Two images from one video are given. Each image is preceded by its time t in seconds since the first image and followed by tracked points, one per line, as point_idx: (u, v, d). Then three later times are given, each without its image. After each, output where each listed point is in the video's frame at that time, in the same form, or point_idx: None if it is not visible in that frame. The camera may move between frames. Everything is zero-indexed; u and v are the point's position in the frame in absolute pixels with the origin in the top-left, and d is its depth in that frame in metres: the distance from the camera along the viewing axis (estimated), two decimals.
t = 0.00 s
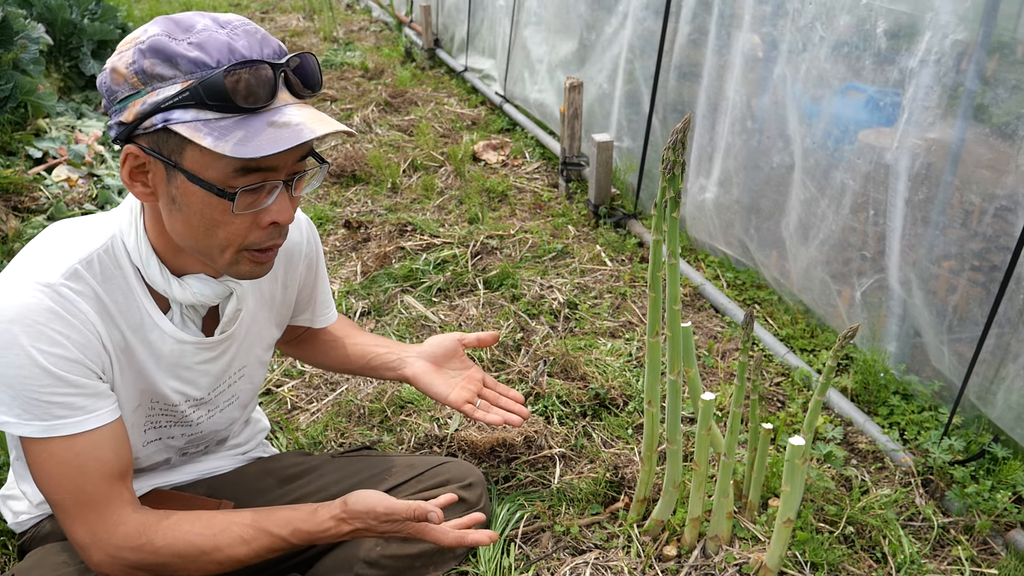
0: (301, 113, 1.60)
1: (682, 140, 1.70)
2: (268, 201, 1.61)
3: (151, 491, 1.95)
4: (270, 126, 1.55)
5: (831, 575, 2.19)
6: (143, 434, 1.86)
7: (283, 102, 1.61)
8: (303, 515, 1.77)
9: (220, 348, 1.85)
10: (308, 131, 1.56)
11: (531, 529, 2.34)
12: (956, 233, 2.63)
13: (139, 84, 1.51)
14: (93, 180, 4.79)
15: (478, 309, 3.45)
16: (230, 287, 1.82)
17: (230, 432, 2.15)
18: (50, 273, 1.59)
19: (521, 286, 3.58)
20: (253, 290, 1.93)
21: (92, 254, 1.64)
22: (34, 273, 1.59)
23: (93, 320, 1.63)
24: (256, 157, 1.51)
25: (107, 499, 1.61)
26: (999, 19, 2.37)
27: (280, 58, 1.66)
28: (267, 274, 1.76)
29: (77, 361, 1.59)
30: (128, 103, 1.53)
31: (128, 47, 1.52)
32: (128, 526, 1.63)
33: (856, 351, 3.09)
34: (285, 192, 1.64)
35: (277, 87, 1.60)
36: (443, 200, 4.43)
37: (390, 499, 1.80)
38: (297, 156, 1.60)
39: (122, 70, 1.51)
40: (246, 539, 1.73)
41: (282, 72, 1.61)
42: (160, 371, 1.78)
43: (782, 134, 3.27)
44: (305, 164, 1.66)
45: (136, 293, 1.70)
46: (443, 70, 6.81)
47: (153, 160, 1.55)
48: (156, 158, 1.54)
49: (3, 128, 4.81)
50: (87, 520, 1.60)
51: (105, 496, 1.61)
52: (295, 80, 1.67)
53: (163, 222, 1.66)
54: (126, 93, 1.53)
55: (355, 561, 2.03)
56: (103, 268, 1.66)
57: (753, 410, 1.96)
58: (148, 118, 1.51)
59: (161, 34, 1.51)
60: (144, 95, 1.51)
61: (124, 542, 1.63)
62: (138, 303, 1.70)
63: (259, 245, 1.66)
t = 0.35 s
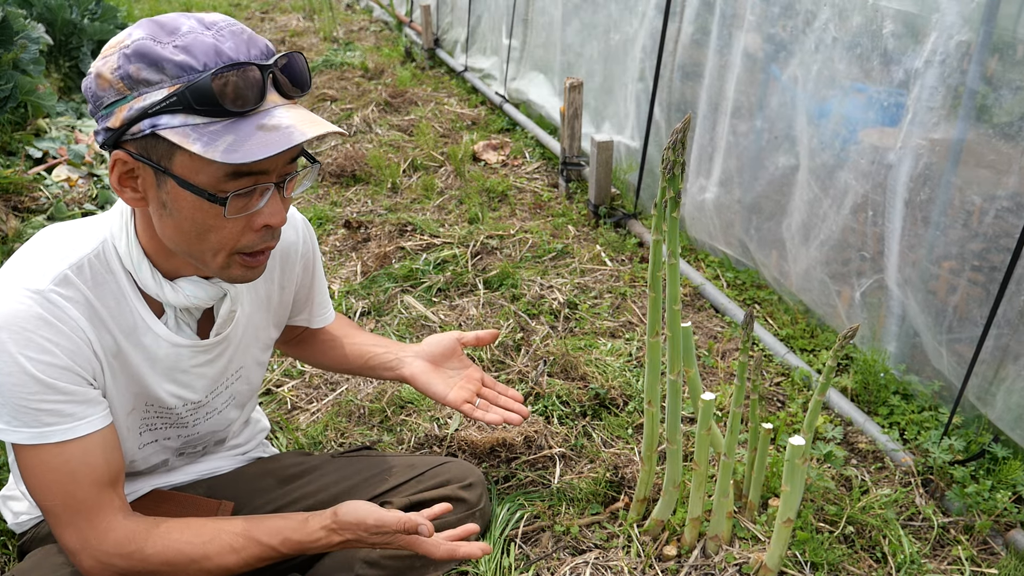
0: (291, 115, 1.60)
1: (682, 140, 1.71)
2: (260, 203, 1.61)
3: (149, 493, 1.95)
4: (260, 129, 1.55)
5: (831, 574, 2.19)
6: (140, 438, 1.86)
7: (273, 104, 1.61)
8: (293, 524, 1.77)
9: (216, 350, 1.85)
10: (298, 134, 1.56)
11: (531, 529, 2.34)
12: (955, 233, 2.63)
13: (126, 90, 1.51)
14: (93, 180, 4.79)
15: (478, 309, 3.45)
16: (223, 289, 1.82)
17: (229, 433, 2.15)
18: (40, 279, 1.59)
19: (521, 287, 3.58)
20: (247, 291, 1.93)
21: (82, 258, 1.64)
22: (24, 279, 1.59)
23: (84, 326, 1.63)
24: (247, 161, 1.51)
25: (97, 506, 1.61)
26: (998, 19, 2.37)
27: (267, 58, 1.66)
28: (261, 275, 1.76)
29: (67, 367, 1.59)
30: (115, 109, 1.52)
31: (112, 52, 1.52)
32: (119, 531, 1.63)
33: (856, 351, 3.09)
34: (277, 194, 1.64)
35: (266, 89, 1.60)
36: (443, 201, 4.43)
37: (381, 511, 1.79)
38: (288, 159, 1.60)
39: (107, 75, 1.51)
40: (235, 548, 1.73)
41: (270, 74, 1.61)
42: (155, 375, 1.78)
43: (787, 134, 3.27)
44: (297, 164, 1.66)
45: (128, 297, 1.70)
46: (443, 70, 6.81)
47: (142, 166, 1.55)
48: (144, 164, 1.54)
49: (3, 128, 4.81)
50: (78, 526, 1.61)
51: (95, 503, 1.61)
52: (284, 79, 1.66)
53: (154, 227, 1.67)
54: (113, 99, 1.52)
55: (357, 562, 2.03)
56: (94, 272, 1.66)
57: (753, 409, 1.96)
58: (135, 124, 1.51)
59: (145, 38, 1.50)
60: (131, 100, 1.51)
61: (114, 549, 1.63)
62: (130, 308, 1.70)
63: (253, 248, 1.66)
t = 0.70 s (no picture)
0: (283, 111, 1.61)
1: (683, 140, 1.71)
2: (255, 201, 1.61)
3: (149, 493, 1.96)
4: (253, 126, 1.55)
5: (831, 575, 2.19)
6: (140, 438, 1.86)
7: (265, 100, 1.61)
8: (293, 521, 1.77)
9: (215, 349, 1.85)
10: (292, 130, 1.56)
11: (531, 529, 2.34)
12: (956, 232, 2.63)
13: (116, 91, 1.51)
14: (93, 180, 4.79)
15: (478, 309, 3.45)
16: (220, 288, 1.82)
17: (229, 433, 2.15)
18: (35, 280, 1.59)
19: (521, 287, 3.58)
20: (246, 290, 1.93)
21: (77, 259, 1.64)
22: (20, 280, 1.59)
23: (81, 326, 1.63)
24: (243, 159, 1.51)
25: (96, 507, 1.61)
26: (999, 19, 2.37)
27: (258, 54, 1.66)
28: (259, 273, 1.76)
29: (63, 367, 1.59)
30: (106, 110, 1.52)
31: (101, 53, 1.52)
32: (119, 531, 1.63)
33: (856, 350, 3.09)
34: (271, 190, 1.64)
35: (257, 85, 1.60)
36: (443, 201, 4.43)
37: (380, 505, 1.77)
38: (281, 155, 1.60)
39: (97, 77, 1.51)
40: (236, 546, 1.73)
41: (260, 70, 1.61)
42: (154, 375, 1.78)
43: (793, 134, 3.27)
44: (291, 161, 1.66)
45: (125, 298, 1.70)
46: (443, 70, 6.81)
47: (135, 167, 1.55)
48: (137, 164, 1.54)
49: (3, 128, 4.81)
50: (77, 527, 1.61)
51: (93, 503, 1.61)
52: (274, 75, 1.66)
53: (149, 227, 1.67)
54: (103, 100, 1.52)
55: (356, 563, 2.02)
56: (90, 273, 1.66)
57: (753, 410, 1.96)
58: (127, 124, 1.51)
59: (134, 38, 1.50)
60: (122, 101, 1.51)
61: (112, 549, 1.63)
62: (127, 308, 1.70)
63: (250, 246, 1.66)
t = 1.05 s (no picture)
0: (284, 110, 1.61)
1: (683, 140, 1.71)
2: (256, 200, 1.61)
3: (150, 494, 1.96)
4: (254, 126, 1.55)
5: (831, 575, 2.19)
6: (140, 439, 1.86)
7: (265, 100, 1.61)
8: (298, 519, 1.77)
9: (215, 349, 1.85)
10: (292, 130, 1.56)
11: (531, 529, 2.34)
12: (956, 232, 2.63)
13: (116, 91, 1.51)
14: (93, 180, 4.79)
15: (478, 309, 3.45)
16: (221, 288, 1.82)
17: (229, 433, 2.15)
18: (35, 280, 1.60)
19: (521, 287, 3.58)
20: (246, 290, 1.92)
21: (77, 260, 1.64)
22: (21, 281, 1.59)
23: (81, 327, 1.63)
24: (244, 158, 1.51)
25: (98, 507, 1.61)
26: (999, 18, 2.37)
27: (258, 54, 1.66)
28: (259, 272, 1.76)
29: (64, 368, 1.59)
30: (106, 111, 1.52)
31: (101, 53, 1.52)
32: (122, 531, 1.63)
33: (857, 350, 3.09)
34: (272, 190, 1.64)
35: (258, 85, 1.60)
36: (443, 201, 4.43)
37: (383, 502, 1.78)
38: (282, 154, 1.60)
39: (97, 77, 1.51)
40: (239, 544, 1.73)
41: (261, 69, 1.61)
42: (155, 376, 1.78)
43: (794, 134, 3.27)
44: (291, 161, 1.66)
45: (125, 298, 1.70)
46: (443, 70, 6.81)
47: (135, 167, 1.55)
48: (137, 164, 1.54)
49: (3, 128, 4.82)
50: (79, 528, 1.61)
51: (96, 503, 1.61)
52: (275, 75, 1.66)
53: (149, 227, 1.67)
54: (103, 100, 1.52)
55: (355, 563, 2.02)
56: (90, 273, 1.66)
57: (753, 410, 1.96)
58: (128, 124, 1.51)
59: (134, 38, 1.50)
60: (122, 101, 1.51)
61: (116, 549, 1.63)
62: (127, 308, 1.70)
63: (251, 246, 1.66)
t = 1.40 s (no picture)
0: (283, 113, 1.61)
1: (683, 140, 1.71)
2: (255, 203, 1.61)
3: (150, 494, 1.96)
4: (253, 128, 1.55)
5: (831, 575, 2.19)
6: (140, 440, 1.86)
7: (265, 102, 1.61)
8: (291, 513, 1.76)
9: (215, 350, 1.85)
10: (291, 132, 1.56)
11: (531, 529, 2.34)
12: (956, 232, 2.63)
13: (115, 92, 1.51)
14: (93, 180, 4.79)
15: (478, 309, 3.45)
16: (221, 289, 1.81)
17: (229, 433, 2.15)
18: (35, 282, 1.60)
19: (521, 287, 3.58)
20: (246, 291, 1.92)
21: (78, 262, 1.64)
22: (21, 283, 1.59)
23: (81, 328, 1.63)
24: (242, 161, 1.51)
25: (97, 508, 1.61)
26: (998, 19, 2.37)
27: (257, 56, 1.66)
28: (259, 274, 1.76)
29: (64, 369, 1.59)
30: (105, 112, 1.52)
31: (100, 55, 1.52)
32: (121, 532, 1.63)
33: (857, 350, 3.09)
34: (271, 193, 1.64)
35: (257, 87, 1.60)
36: (443, 201, 4.43)
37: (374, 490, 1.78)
38: (281, 157, 1.60)
39: (96, 78, 1.51)
40: (234, 540, 1.73)
41: (260, 71, 1.61)
42: (154, 377, 1.78)
43: (793, 134, 3.27)
44: (290, 163, 1.66)
45: (126, 299, 1.70)
46: (442, 70, 6.80)
47: (135, 168, 1.55)
48: (137, 166, 1.54)
49: (3, 128, 4.82)
50: (78, 528, 1.61)
51: (95, 504, 1.61)
52: (274, 77, 1.66)
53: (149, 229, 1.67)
54: (102, 102, 1.52)
55: (354, 563, 2.02)
56: (90, 275, 1.66)
57: (753, 410, 1.96)
58: (126, 126, 1.51)
59: (133, 39, 1.50)
60: (121, 103, 1.51)
61: (113, 550, 1.63)
62: (128, 309, 1.70)
63: (250, 248, 1.66)
